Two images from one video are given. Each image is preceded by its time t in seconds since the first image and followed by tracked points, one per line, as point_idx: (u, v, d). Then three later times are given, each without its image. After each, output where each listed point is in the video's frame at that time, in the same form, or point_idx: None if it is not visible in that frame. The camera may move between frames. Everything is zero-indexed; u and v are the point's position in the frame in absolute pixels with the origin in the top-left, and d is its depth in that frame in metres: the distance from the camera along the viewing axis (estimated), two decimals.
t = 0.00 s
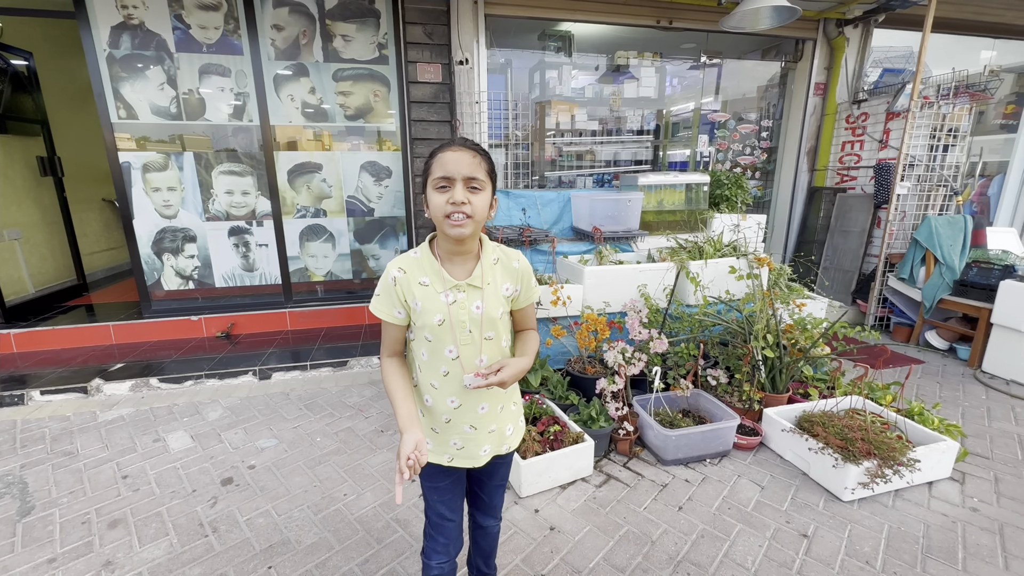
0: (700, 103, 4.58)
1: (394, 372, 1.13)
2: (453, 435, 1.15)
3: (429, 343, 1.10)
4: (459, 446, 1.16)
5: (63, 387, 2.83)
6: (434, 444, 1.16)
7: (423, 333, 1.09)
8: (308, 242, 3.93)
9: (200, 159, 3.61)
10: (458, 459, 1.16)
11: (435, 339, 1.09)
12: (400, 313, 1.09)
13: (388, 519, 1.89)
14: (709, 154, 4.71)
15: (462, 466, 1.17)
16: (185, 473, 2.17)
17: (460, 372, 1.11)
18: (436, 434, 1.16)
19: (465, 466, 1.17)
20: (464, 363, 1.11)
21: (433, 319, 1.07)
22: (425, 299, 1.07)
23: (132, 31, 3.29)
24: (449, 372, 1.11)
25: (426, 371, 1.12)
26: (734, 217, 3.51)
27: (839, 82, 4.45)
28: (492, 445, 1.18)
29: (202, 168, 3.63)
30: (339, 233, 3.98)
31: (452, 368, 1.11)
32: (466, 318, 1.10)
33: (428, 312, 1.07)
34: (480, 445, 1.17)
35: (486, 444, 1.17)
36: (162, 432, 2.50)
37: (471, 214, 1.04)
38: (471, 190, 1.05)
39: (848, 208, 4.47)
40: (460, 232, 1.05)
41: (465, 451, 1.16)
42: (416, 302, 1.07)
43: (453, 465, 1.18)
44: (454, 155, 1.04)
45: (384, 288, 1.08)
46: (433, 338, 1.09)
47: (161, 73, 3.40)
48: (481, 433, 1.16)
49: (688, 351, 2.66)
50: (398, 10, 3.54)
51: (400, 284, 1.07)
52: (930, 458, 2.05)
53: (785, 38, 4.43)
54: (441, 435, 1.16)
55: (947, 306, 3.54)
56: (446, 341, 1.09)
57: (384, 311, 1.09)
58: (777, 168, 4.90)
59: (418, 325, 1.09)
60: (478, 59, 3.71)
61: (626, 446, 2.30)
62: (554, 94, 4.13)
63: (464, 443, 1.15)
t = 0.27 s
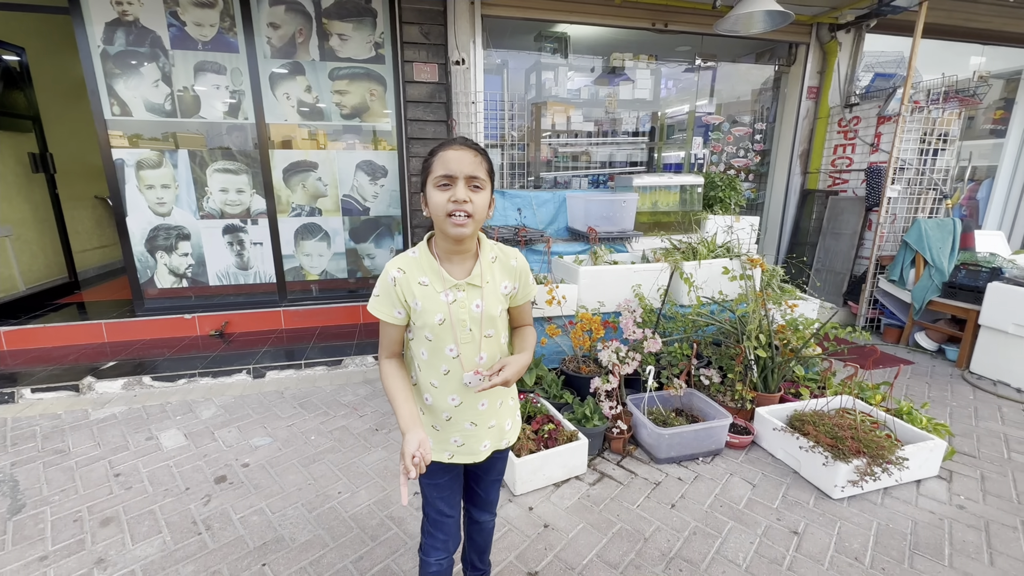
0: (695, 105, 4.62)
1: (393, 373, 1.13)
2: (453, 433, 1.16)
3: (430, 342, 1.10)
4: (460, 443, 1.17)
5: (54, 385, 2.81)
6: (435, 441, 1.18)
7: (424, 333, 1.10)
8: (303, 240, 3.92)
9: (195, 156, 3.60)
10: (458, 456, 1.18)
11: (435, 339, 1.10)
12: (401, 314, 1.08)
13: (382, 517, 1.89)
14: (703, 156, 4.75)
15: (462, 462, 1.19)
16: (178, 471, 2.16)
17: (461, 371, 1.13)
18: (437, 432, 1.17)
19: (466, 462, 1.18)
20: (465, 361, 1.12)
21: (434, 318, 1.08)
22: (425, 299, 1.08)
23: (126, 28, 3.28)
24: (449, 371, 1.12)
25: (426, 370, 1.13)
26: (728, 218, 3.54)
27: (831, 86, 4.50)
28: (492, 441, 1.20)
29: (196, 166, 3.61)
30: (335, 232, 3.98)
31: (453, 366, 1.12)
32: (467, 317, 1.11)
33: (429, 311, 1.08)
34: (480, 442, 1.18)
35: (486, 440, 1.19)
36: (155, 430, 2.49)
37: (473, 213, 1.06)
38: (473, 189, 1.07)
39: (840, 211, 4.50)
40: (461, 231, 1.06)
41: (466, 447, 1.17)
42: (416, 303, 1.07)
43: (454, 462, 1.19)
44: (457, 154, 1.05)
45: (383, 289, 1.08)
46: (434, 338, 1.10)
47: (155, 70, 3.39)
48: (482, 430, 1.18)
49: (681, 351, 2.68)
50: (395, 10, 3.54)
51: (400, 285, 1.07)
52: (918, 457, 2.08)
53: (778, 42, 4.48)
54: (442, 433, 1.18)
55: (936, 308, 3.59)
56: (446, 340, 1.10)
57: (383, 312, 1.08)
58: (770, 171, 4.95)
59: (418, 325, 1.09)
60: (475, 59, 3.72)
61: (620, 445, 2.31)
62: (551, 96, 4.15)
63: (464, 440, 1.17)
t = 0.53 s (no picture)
0: (687, 111, 4.68)
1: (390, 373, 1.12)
2: (454, 432, 1.18)
3: (430, 344, 1.11)
4: (461, 442, 1.19)
5: (45, 386, 2.78)
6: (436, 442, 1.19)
7: (423, 335, 1.11)
8: (298, 242, 3.92)
9: (190, 157, 3.59)
10: (459, 455, 1.20)
11: (435, 340, 1.11)
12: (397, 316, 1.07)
13: (379, 518, 1.90)
14: (696, 160, 4.80)
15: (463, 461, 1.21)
16: (172, 473, 2.15)
17: (461, 370, 1.14)
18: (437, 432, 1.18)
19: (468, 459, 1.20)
20: (465, 361, 1.14)
21: (433, 320, 1.09)
22: (424, 301, 1.09)
23: (122, 28, 3.27)
24: (449, 371, 1.14)
25: (426, 372, 1.14)
26: (720, 223, 3.59)
27: (821, 93, 4.58)
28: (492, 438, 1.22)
29: (191, 167, 3.60)
30: (330, 234, 3.98)
31: (453, 367, 1.14)
32: (466, 317, 1.13)
33: (428, 313, 1.09)
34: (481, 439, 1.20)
35: (486, 438, 1.21)
36: (148, 432, 2.47)
37: (479, 214, 1.09)
38: (478, 191, 1.10)
39: (830, 216, 4.57)
40: (466, 232, 1.08)
41: (468, 445, 1.19)
42: (415, 305, 1.08)
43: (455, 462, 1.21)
44: (465, 156, 1.08)
45: (381, 292, 1.08)
46: (433, 339, 1.11)
47: (151, 70, 3.38)
48: (482, 428, 1.20)
49: (675, 353, 2.71)
50: (392, 14, 3.57)
51: (398, 288, 1.07)
52: (905, 457, 2.13)
53: (769, 49, 4.55)
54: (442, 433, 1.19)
55: (923, 311, 3.66)
56: (446, 341, 1.12)
57: (381, 316, 1.07)
58: (762, 176, 5.02)
59: (417, 327, 1.10)
60: (471, 63, 3.75)
61: (614, 446, 2.33)
62: (546, 100, 4.18)
63: (465, 439, 1.18)
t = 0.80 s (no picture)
0: (683, 113, 4.74)
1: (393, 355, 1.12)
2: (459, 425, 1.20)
3: (436, 331, 1.14)
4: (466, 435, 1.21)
5: (44, 382, 2.79)
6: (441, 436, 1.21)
7: (429, 322, 1.13)
8: (297, 241, 3.93)
9: (189, 156, 3.61)
10: (464, 450, 1.22)
11: (441, 327, 1.14)
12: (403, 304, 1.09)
13: (380, 511, 1.93)
14: (691, 162, 4.87)
15: (468, 455, 1.23)
16: (174, 468, 2.17)
17: (466, 358, 1.17)
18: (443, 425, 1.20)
19: (471, 455, 1.23)
20: (470, 348, 1.17)
21: (440, 306, 1.12)
22: (431, 287, 1.11)
23: (122, 26, 3.28)
24: (455, 359, 1.16)
25: (431, 361, 1.16)
26: (715, 223, 3.64)
27: (814, 97, 4.66)
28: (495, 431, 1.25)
29: (190, 165, 3.62)
30: (328, 232, 4.00)
31: (458, 354, 1.16)
32: (471, 304, 1.16)
33: (435, 300, 1.12)
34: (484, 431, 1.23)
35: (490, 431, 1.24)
36: (149, 428, 2.49)
37: (483, 207, 1.13)
38: (483, 185, 1.14)
39: (822, 217, 4.63)
40: (471, 223, 1.12)
41: (472, 441, 1.22)
42: (422, 292, 1.11)
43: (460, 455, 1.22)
44: (471, 152, 1.13)
45: (388, 279, 1.09)
46: (439, 327, 1.14)
47: (151, 68, 3.40)
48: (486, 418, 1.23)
49: (670, 351, 2.76)
50: (391, 15, 3.60)
51: (406, 275, 1.10)
52: (893, 452, 2.19)
53: (763, 54, 4.63)
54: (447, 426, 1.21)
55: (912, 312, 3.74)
56: (452, 328, 1.15)
57: (388, 304, 1.09)
58: (755, 178, 5.09)
59: (422, 314, 1.12)
60: (470, 64, 3.78)
61: (611, 441, 2.38)
62: (543, 101, 4.23)
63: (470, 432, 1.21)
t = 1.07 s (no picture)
0: (683, 112, 4.81)
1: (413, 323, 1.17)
2: (475, 404, 1.27)
3: (454, 308, 1.20)
4: (482, 413, 1.27)
5: (57, 373, 2.84)
6: (458, 415, 1.26)
7: (448, 299, 1.19)
8: (302, 236, 3.99)
9: (197, 151, 3.65)
10: (479, 430, 1.28)
11: (460, 305, 1.20)
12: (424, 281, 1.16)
13: (390, 497, 1.99)
14: (690, 161, 4.94)
15: (483, 434, 1.28)
16: (188, 455, 2.23)
17: (483, 335, 1.24)
18: (459, 405, 1.26)
19: (486, 434, 1.29)
20: (486, 325, 1.24)
21: (459, 284, 1.19)
22: (450, 265, 1.19)
23: (132, 23, 3.33)
24: (472, 336, 1.23)
25: (449, 338, 1.22)
26: (714, 221, 3.70)
27: (812, 97, 4.72)
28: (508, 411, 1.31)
29: (198, 161, 3.67)
30: (334, 228, 4.06)
31: (475, 331, 1.23)
32: (487, 282, 1.24)
33: (454, 277, 1.19)
34: (497, 410, 1.30)
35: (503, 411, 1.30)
36: (162, 417, 2.55)
37: (501, 198, 1.21)
38: (500, 178, 1.22)
39: (819, 216, 4.73)
40: (490, 214, 1.20)
41: (486, 420, 1.28)
42: (442, 269, 1.18)
43: (477, 434, 1.27)
44: (488, 148, 1.20)
45: (410, 258, 1.16)
46: (458, 304, 1.20)
47: (160, 65, 3.44)
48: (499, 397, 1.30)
49: (670, 345, 2.83)
50: (397, 13, 3.65)
51: (427, 253, 1.17)
52: (885, 442, 2.26)
53: (762, 54, 4.69)
54: (464, 405, 1.26)
55: (906, 308, 3.82)
56: (470, 305, 1.22)
57: (410, 281, 1.15)
58: (754, 177, 5.16)
59: (442, 292, 1.19)
60: (474, 63, 3.81)
61: (613, 432, 2.45)
62: (547, 99, 4.32)
63: (485, 411, 1.28)
